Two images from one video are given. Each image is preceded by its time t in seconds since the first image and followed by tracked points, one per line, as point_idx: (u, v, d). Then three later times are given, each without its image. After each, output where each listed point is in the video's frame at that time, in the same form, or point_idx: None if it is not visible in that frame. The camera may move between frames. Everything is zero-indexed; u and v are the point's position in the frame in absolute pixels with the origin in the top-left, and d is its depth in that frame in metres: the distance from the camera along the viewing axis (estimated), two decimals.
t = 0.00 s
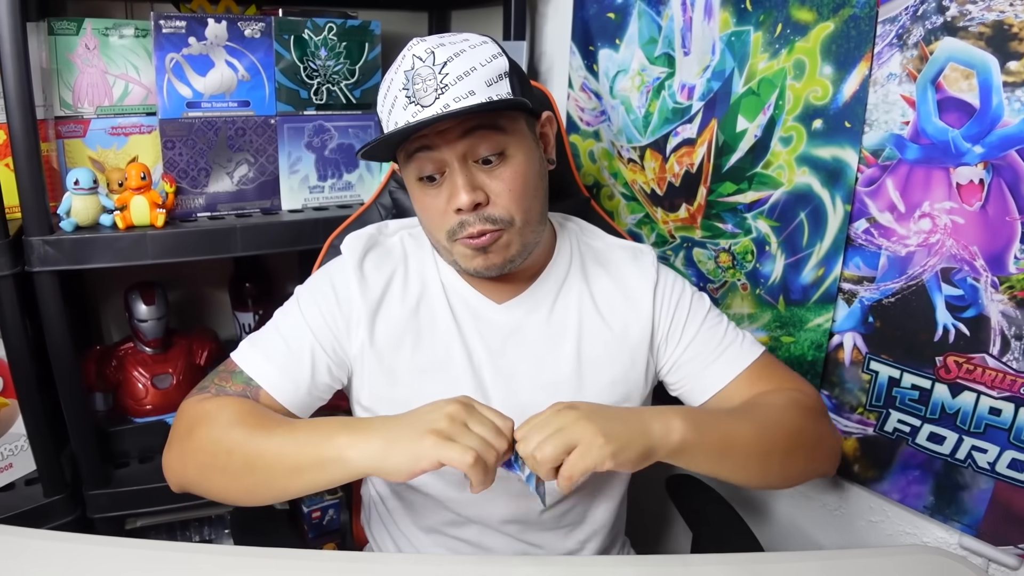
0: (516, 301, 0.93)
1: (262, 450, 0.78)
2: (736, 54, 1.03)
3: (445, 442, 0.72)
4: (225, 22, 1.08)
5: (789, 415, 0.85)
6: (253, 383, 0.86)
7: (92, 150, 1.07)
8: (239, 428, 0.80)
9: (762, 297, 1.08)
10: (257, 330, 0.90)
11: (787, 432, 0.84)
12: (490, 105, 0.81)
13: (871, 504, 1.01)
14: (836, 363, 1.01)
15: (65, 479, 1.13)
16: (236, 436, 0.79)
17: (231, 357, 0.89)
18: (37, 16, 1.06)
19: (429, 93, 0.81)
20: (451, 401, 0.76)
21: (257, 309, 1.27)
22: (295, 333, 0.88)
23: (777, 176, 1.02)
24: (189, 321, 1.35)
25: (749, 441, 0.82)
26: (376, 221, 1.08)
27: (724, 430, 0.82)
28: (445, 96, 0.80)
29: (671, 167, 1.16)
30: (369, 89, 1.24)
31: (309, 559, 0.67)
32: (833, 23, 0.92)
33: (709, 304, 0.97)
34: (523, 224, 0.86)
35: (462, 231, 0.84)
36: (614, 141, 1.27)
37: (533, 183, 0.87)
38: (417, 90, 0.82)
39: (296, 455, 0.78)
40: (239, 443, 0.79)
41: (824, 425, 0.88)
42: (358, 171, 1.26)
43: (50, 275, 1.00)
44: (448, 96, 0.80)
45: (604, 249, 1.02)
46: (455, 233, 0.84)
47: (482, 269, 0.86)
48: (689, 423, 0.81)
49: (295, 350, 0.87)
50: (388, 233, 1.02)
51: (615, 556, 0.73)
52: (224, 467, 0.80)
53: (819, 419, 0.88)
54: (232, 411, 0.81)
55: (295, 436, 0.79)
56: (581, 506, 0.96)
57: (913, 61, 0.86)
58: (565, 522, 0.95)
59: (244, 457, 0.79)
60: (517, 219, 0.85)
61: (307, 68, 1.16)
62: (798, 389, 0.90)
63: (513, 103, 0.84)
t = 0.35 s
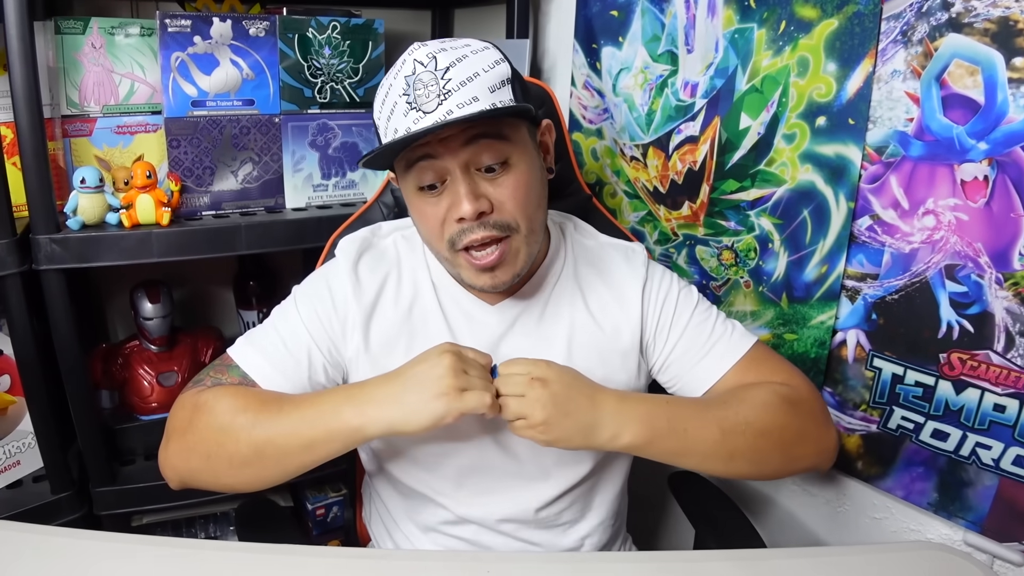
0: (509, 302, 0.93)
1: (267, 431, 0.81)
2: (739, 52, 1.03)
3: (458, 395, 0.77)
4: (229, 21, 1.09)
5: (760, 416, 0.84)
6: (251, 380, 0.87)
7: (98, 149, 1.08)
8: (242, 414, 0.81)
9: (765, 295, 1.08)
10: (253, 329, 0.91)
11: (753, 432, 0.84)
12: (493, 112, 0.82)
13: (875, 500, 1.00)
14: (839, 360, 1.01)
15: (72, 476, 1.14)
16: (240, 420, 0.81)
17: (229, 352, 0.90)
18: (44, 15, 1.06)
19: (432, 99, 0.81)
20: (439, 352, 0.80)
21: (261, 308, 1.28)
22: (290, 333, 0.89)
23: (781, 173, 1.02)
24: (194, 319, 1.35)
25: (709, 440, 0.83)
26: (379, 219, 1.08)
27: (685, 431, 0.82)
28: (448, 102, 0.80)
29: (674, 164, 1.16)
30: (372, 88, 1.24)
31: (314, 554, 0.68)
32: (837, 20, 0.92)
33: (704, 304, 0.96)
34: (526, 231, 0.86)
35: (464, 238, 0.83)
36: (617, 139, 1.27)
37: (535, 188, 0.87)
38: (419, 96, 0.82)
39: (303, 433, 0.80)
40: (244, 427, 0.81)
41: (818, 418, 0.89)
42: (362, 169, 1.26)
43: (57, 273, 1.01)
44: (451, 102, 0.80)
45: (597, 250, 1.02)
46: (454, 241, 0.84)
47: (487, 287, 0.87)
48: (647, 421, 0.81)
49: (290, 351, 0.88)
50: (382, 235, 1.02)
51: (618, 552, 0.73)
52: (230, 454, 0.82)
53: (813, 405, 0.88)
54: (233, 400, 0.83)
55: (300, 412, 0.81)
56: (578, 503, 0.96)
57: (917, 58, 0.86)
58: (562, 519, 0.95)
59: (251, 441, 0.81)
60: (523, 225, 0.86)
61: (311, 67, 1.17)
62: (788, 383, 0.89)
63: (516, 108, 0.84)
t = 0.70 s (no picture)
0: (513, 303, 0.93)
1: (257, 457, 0.82)
2: (737, 50, 1.04)
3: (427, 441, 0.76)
4: (230, 21, 1.09)
5: (757, 439, 0.86)
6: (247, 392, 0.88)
7: (100, 148, 1.08)
8: (233, 435, 0.83)
9: (764, 292, 1.09)
10: (252, 334, 0.92)
11: (752, 455, 0.85)
12: (518, 120, 0.82)
13: (873, 495, 1.01)
14: (838, 356, 1.02)
15: (74, 474, 1.14)
16: (231, 442, 0.83)
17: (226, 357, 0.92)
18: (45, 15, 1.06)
19: (457, 105, 0.81)
20: (412, 395, 0.78)
21: (262, 307, 1.28)
22: (288, 342, 0.90)
23: (779, 171, 1.03)
24: (195, 317, 1.36)
25: (713, 465, 0.83)
26: (381, 218, 1.08)
27: (689, 458, 0.82)
28: (475, 110, 0.80)
29: (674, 162, 1.17)
30: (373, 87, 1.25)
31: (319, 549, 0.69)
32: (834, 19, 0.93)
33: (706, 321, 0.96)
34: (542, 229, 0.87)
35: (481, 241, 0.85)
36: (617, 137, 1.27)
37: (551, 194, 0.89)
38: (442, 101, 0.81)
39: (289, 462, 0.82)
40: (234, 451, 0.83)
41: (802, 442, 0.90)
42: (363, 168, 1.27)
43: (59, 272, 1.01)
44: (478, 110, 0.80)
45: (597, 255, 1.02)
46: (469, 241, 0.85)
47: (496, 283, 0.88)
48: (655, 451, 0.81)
49: (287, 361, 0.89)
50: (382, 237, 1.02)
51: (620, 547, 0.74)
52: (222, 472, 0.85)
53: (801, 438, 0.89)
54: (228, 418, 0.85)
55: (288, 442, 0.82)
56: (580, 504, 0.96)
57: (914, 56, 0.86)
58: (564, 519, 0.96)
59: (241, 465, 0.83)
60: (539, 225, 0.87)
61: (312, 66, 1.17)
62: (777, 407, 0.90)
63: (538, 114, 0.85)
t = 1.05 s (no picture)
0: (513, 302, 0.94)
1: (249, 417, 0.82)
2: (739, 49, 1.05)
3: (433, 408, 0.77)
4: (236, 18, 1.10)
5: (762, 413, 0.86)
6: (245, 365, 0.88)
7: (105, 144, 1.09)
8: (228, 396, 0.83)
9: (764, 289, 1.10)
10: (252, 312, 0.92)
11: (760, 430, 0.85)
12: (556, 149, 0.83)
13: (871, 492, 1.02)
14: (837, 353, 1.02)
15: (78, 467, 1.15)
16: (225, 403, 0.83)
17: (223, 332, 0.91)
18: (51, 11, 1.07)
19: (500, 119, 0.81)
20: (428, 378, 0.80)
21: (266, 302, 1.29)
22: (290, 318, 0.90)
23: (780, 169, 1.03)
24: (199, 312, 1.37)
25: (720, 440, 0.84)
26: (385, 213, 1.09)
27: (695, 431, 0.83)
28: (516, 129, 0.81)
29: (675, 160, 1.18)
30: (377, 84, 1.26)
31: (321, 539, 0.70)
32: (834, 18, 0.94)
33: (704, 304, 0.99)
34: (544, 253, 0.88)
35: (484, 249, 0.85)
36: (619, 135, 1.28)
37: (563, 224, 0.89)
38: (488, 110, 0.81)
39: (283, 424, 0.82)
40: (226, 412, 0.83)
41: (807, 416, 0.90)
42: (366, 164, 1.28)
43: (65, 266, 1.02)
44: (519, 130, 0.81)
45: (599, 251, 1.03)
46: (473, 246, 0.86)
47: (490, 288, 0.90)
48: (657, 424, 0.82)
49: (289, 337, 0.89)
50: (384, 230, 1.03)
51: (619, 539, 0.74)
52: (209, 435, 0.84)
53: (804, 411, 0.90)
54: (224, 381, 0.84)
55: (285, 405, 0.83)
56: (579, 497, 0.97)
57: (913, 56, 0.87)
58: (564, 512, 0.97)
59: (231, 426, 0.83)
60: (542, 249, 0.87)
61: (317, 63, 1.18)
62: (783, 386, 0.91)
63: (574, 145, 0.86)
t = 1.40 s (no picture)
0: (522, 303, 0.95)
1: (268, 377, 0.81)
2: (740, 47, 1.05)
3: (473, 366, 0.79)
4: (241, 15, 1.11)
5: (764, 402, 0.86)
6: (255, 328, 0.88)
7: (112, 139, 1.10)
8: (247, 355, 0.82)
9: (764, 286, 1.10)
10: (268, 281, 0.93)
11: (760, 418, 0.86)
12: (572, 165, 0.84)
13: (871, 488, 1.03)
14: (836, 350, 1.03)
15: (85, 459, 1.16)
16: (245, 362, 0.82)
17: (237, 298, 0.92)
18: (58, 8, 1.09)
19: (518, 137, 0.82)
20: (457, 337, 0.82)
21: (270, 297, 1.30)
22: (306, 291, 0.91)
23: (780, 167, 1.04)
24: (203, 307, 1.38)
25: (718, 424, 0.84)
26: (388, 209, 1.10)
27: (693, 415, 0.84)
28: (534, 148, 0.82)
29: (677, 158, 1.18)
30: (380, 81, 1.27)
31: (324, 530, 0.71)
32: (836, 16, 0.94)
33: (710, 297, 0.99)
34: (555, 263, 0.89)
35: (500, 263, 0.86)
36: (621, 132, 1.29)
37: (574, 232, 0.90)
38: (505, 127, 0.82)
39: (304, 386, 0.81)
40: (246, 370, 0.81)
41: (818, 407, 0.90)
42: (370, 161, 1.29)
43: (72, 259, 1.03)
44: (537, 148, 0.82)
45: (607, 248, 1.03)
46: (489, 259, 0.86)
47: (501, 291, 0.91)
48: (656, 405, 0.83)
49: (303, 310, 0.90)
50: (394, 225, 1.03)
51: (618, 532, 0.75)
52: (214, 397, 0.83)
53: (816, 399, 0.90)
54: (236, 343, 0.84)
55: (308, 367, 0.82)
56: (582, 495, 0.98)
57: (914, 54, 0.87)
58: (567, 510, 0.98)
59: (246, 387, 0.81)
60: (554, 260, 0.88)
61: (321, 60, 1.19)
62: (794, 373, 0.91)
63: (589, 157, 0.87)
